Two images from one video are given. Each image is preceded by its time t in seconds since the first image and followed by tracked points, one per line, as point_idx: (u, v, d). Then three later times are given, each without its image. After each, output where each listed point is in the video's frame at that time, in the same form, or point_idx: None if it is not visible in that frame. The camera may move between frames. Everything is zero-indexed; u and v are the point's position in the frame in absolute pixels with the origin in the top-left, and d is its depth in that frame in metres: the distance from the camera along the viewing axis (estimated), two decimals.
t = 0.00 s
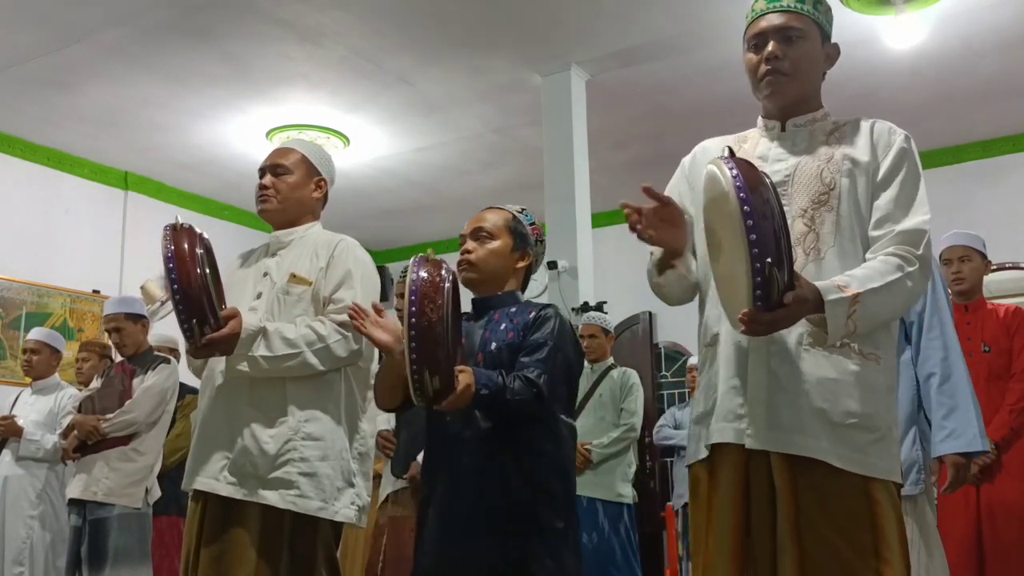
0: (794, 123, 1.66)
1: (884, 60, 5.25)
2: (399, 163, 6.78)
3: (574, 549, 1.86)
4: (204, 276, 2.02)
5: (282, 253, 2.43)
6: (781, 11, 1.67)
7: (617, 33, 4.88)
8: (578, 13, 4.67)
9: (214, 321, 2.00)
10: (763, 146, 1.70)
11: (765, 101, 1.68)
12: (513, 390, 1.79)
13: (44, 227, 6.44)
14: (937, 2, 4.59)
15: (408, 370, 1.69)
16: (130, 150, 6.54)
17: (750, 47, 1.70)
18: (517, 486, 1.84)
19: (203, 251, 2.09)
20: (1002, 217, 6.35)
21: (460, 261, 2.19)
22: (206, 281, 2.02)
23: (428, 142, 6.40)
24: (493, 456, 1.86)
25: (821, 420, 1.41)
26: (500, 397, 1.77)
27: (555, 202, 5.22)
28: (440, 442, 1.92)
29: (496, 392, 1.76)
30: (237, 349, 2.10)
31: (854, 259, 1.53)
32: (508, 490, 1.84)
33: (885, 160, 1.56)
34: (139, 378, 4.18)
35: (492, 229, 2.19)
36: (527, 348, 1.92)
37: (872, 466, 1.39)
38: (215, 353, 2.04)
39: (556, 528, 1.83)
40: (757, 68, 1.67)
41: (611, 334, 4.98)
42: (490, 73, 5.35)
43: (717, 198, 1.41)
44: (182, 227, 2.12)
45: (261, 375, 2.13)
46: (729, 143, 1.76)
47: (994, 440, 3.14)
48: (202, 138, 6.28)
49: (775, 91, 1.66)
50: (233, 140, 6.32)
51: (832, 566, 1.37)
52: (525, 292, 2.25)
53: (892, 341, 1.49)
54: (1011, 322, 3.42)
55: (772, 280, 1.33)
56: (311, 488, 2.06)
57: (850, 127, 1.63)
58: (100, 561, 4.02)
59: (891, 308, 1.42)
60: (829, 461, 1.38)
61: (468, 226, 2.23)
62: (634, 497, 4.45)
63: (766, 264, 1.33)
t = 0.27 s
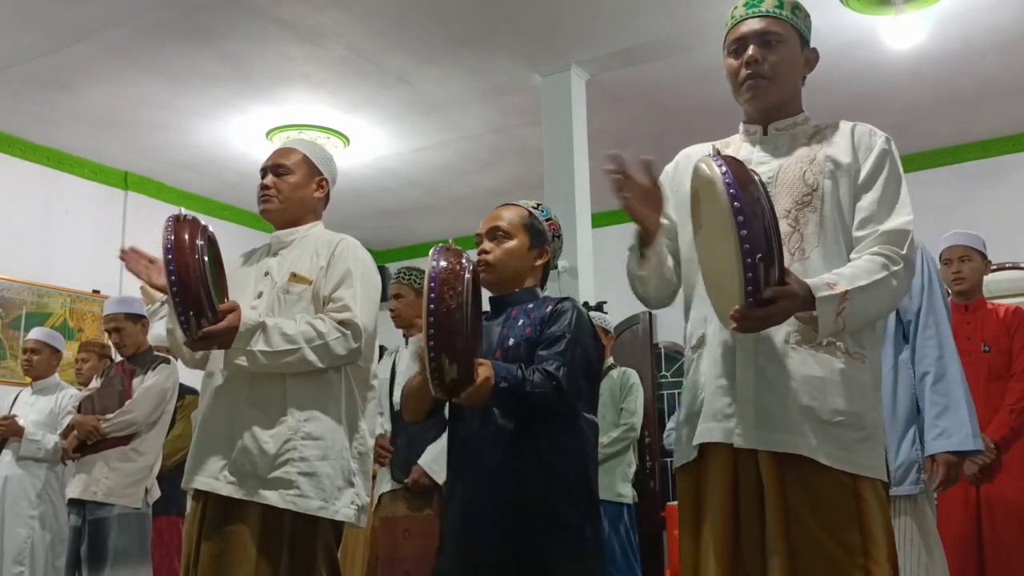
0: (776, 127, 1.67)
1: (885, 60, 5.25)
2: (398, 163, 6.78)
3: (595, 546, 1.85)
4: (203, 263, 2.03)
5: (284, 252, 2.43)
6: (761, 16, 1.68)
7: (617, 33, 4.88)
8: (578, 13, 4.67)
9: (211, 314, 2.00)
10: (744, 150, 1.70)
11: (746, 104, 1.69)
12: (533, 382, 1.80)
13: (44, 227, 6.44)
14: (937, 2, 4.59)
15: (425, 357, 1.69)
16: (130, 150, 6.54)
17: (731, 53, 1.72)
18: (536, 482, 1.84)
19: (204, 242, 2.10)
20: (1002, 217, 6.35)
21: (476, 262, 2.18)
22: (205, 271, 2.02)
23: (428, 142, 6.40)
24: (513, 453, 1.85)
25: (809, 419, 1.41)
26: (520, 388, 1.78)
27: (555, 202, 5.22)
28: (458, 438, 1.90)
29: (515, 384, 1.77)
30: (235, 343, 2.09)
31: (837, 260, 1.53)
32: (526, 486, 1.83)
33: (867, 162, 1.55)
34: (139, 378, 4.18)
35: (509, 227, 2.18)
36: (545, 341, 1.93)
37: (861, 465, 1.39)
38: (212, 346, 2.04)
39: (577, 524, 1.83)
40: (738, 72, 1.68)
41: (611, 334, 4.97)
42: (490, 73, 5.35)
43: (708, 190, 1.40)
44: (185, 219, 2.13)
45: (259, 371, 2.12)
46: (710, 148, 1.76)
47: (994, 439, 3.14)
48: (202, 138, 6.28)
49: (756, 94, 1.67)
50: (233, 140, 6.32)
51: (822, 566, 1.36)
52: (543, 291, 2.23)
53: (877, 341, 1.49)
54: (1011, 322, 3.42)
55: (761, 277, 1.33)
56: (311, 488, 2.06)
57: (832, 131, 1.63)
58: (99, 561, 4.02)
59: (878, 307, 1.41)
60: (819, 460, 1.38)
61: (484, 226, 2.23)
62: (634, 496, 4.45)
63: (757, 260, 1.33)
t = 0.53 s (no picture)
0: (761, 132, 1.67)
1: (885, 60, 5.25)
2: (398, 163, 6.78)
3: (608, 547, 1.86)
4: (207, 271, 2.02)
5: (284, 253, 2.43)
6: (746, 20, 1.68)
7: (617, 34, 4.88)
8: (578, 13, 4.67)
9: (215, 319, 2.00)
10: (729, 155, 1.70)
11: (732, 107, 1.69)
12: (541, 384, 1.78)
13: (45, 227, 6.44)
14: (937, 1, 4.59)
15: (432, 365, 1.70)
16: (130, 150, 6.54)
17: (717, 56, 1.71)
18: (550, 483, 1.84)
19: (207, 249, 2.09)
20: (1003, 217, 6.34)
21: (490, 259, 2.19)
22: (209, 278, 2.01)
23: (428, 142, 6.40)
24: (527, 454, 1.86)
25: (790, 420, 1.41)
26: (528, 391, 1.76)
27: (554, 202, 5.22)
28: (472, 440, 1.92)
29: (524, 386, 1.75)
30: (238, 349, 2.09)
31: (820, 264, 1.53)
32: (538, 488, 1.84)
33: (850, 169, 1.55)
34: (139, 378, 4.18)
35: (522, 225, 2.20)
36: (556, 343, 1.91)
37: (841, 468, 1.39)
38: (217, 351, 2.06)
39: (589, 525, 1.83)
40: (723, 75, 1.68)
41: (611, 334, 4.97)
42: (490, 73, 5.35)
43: (696, 187, 1.40)
44: (188, 224, 2.12)
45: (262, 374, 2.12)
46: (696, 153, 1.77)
47: (994, 440, 3.13)
48: (202, 138, 6.29)
49: (742, 98, 1.66)
50: (233, 140, 6.32)
51: (802, 566, 1.36)
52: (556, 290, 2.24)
53: (858, 343, 1.49)
54: (1011, 322, 3.42)
55: (750, 269, 1.32)
56: (311, 488, 2.06)
57: (816, 137, 1.63)
58: (99, 561, 4.02)
59: (860, 309, 1.41)
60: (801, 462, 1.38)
61: (498, 224, 2.24)
62: (633, 496, 4.44)
63: (744, 253, 1.32)
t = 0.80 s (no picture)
0: (753, 135, 1.67)
1: (885, 60, 5.25)
2: (398, 163, 6.78)
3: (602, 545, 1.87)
4: (206, 268, 2.03)
5: (284, 253, 2.43)
6: (738, 22, 1.69)
7: (617, 34, 4.89)
8: (578, 13, 4.68)
9: (214, 314, 2.01)
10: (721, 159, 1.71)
11: (723, 110, 1.69)
12: (539, 379, 1.77)
13: (44, 227, 6.44)
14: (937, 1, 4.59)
15: (426, 355, 1.68)
16: (131, 150, 6.55)
17: (709, 59, 1.71)
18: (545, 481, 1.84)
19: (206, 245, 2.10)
20: (1003, 217, 6.34)
21: (488, 261, 2.19)
22: (208, 275, 2.03)
23: (428, 142, 6.40)
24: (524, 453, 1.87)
25: (778, 420, 1.40)
26: (526, 385, 1.74)
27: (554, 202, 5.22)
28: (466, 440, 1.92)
29: (522, 380, 1.74)
30: (238, 344, 2.09)
31: (810, 266, 1.53)
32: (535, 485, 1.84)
33: (841, 172, 1.54)
34: (139, 378, 4.18)
35: (519, 227, 2.20)
36: (553, 341, 1.91)
37: (831, 469, 1.37)
38: (216, 347, 2.04)
39: (584, 523, 1.84)
40: (715, 77, 1.67)
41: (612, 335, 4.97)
42: (490, 73, 5.35)
43: (687, 179, 1.40)
44: (188, 221, 2.13)
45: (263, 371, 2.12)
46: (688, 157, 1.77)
47: (994, 440, 3.13)
48: (202, 138, 6.29)
49: (733, 100, 1.66)
50: (233, 140, 6.32)
51: (788, 566, 1.35)
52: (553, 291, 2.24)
53: (847, 346, 1.47)
54: (1011, 322, 3.42)
55: (736, 264, 1.32)
56: (312, 488, 2.06)
57: (807, 140, 1.63)
58: (98, 561, 4.02)
59: (848, 311, 1.40)
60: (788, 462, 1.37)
61: (496, 226, 2.25)
62: (633, 496, 4.40)
63: (732, 248, 1.31)
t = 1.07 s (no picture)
0: (747, 137, 1.67)
1: (885, 60, 5.24)
2: (398, 163, 6.78)
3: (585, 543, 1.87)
4: (208, 268, 2.03)
5: (284, 253, 2.44)
6: (733, 25, 1.68)
7: (617, 33, 4.88)
8: (578, 14, 4.68)
9: (215, 316, 2.00)
10: (716, 161, 1.71)
11: (718, 111, 1.69)
12: (529, 386, 1.78)
13: (44, 227, 6.45)
14: (937, 1, 4.58)
15: (422, 358, 1.69)
16: (131, 150, 6.55)
17: (704, 60, 1.71)
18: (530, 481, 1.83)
19: (209, 246, 2.10)
20: (1002, 216, 6.34)
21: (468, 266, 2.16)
22: (210, 275, 2.02)
23: (428, 142, 6.40)
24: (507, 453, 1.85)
25: (776, 421, 1.40)
26: (516, 393, 1.75)
27: (554, 202, 5.22)
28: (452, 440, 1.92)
29: (512, 388, 1.75)
30: (238, 347, 2.09)
31: (805, 267, 1.53)
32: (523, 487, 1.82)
33: (835, 172, 1.55)
34: (138, 378, 4.18)
35: (499, 231, 2.18)
36: (541, 344, 1.92)
37: (827, 469, 1.38)
38: (217, 348, 2.05)
39: (568, 523, 1.83)
40: (711, 79, 1.67)
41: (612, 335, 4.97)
42: (490, 73, 5.35)
43: (670, 198, 1.39)
44: (190, 222, 2.13)
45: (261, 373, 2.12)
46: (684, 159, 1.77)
47: (994, 440, 3.13)
48: (202, 138, 6.29)
49: (728, 102, 1.66)
50: (233, 140, 6.32)
51: (783, 565, 1.35)
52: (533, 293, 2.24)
53: (842, 347, 1.48)
54: (1012, 322, 3.42)
55: (724, 282, 1.31)
56: (311, 488, 2.06)
57: (802, 141, 1.63)
58: (98, 561, 4.02)
59: (847, 311, 1.41)
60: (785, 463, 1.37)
61: (473, 230, 2.21)
62: (634, 497, 4.45)
63: (718, 267, 1.31)
